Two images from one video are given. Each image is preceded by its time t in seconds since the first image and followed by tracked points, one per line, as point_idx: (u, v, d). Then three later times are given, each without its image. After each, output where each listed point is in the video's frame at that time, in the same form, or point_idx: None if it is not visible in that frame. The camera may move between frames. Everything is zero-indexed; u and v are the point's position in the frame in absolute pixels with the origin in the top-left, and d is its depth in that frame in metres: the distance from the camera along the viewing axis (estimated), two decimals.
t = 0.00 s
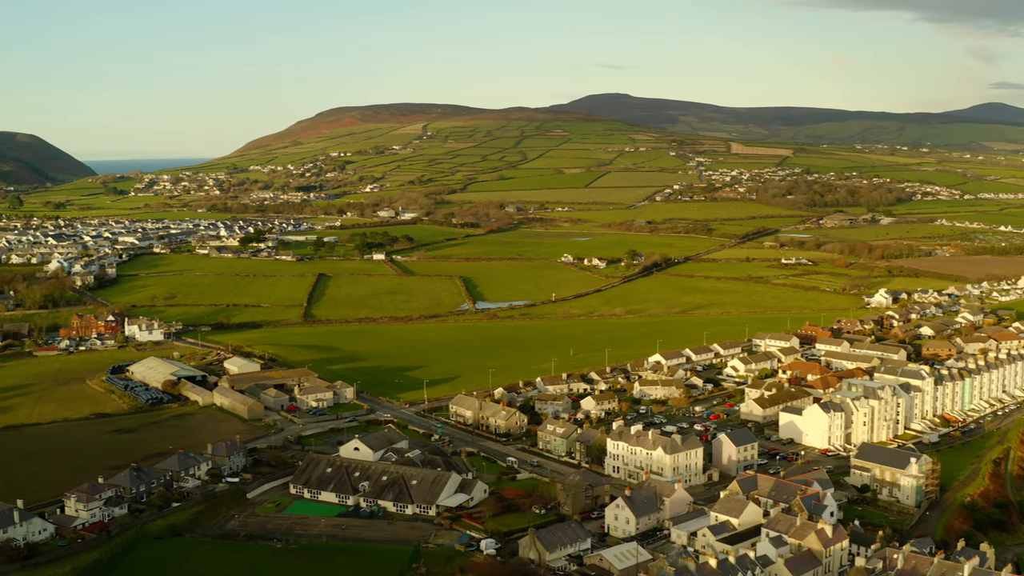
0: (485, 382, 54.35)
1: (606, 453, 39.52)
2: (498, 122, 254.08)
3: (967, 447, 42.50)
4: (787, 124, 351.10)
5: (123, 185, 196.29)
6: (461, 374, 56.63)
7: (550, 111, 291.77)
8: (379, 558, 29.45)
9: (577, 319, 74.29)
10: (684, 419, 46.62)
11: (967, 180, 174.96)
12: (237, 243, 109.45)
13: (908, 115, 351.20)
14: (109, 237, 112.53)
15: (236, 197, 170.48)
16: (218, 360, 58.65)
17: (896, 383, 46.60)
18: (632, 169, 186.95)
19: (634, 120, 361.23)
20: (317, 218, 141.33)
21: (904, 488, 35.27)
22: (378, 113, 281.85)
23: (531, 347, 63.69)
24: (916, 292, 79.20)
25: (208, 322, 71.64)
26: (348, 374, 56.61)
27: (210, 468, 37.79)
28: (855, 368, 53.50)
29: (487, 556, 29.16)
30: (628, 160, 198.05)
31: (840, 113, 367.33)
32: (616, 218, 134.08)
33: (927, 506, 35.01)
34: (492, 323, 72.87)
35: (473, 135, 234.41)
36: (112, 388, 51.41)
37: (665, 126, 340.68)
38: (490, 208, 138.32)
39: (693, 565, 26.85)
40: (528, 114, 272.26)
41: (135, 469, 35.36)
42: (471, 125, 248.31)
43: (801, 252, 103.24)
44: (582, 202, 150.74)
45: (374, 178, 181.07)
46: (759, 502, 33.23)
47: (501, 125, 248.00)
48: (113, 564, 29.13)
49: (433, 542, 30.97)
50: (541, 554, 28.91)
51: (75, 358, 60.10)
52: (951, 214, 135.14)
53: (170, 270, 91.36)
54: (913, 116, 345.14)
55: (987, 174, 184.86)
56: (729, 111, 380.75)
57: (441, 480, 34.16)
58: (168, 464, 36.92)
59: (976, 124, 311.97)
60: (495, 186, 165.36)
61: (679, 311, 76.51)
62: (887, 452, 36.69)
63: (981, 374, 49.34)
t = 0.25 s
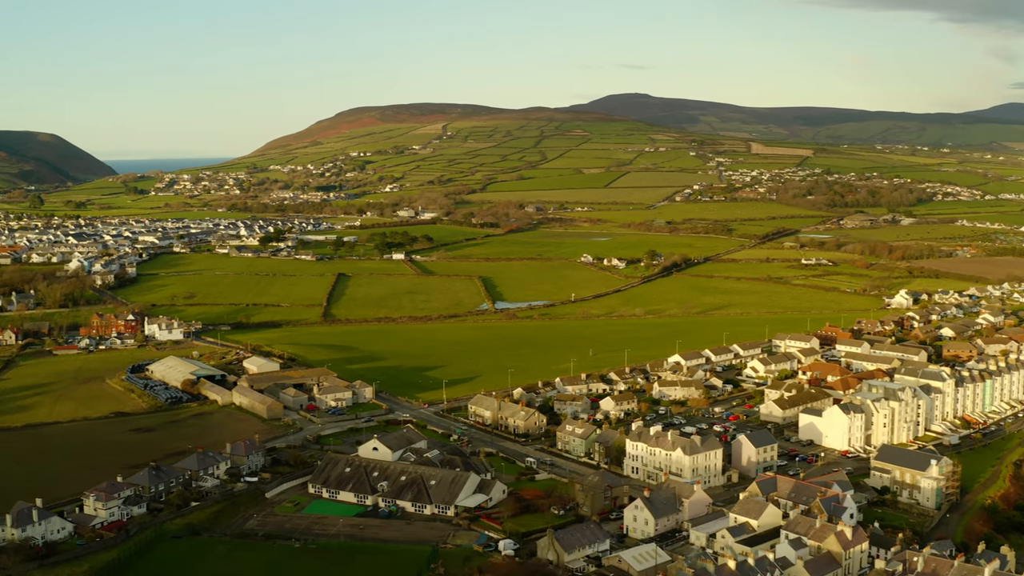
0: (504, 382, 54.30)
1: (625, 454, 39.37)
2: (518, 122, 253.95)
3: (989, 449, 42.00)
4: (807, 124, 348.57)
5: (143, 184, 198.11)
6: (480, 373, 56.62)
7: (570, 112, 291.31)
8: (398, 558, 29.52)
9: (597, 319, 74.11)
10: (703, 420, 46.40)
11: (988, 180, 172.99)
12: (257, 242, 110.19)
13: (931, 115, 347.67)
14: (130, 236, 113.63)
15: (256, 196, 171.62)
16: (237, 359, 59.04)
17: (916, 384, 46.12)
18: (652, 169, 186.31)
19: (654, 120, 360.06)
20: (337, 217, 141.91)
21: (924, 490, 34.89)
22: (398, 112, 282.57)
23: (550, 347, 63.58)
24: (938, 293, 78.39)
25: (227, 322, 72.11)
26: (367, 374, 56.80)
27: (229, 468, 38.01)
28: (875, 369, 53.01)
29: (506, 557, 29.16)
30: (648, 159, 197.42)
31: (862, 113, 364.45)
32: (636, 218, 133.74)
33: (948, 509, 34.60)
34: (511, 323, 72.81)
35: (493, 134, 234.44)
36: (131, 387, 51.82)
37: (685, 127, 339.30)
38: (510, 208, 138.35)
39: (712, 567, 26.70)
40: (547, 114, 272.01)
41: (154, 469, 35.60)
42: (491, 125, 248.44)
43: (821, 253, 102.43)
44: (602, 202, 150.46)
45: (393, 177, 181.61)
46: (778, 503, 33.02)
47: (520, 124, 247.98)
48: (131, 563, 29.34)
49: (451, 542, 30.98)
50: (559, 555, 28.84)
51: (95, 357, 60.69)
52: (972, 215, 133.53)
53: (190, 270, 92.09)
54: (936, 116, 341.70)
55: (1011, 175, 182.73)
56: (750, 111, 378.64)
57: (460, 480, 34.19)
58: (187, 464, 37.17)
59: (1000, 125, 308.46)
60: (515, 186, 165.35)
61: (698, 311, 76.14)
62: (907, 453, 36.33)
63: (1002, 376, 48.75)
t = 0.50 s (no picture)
0: (523, 382, 54.26)
1: (644, 455, 39.20)
2: (537, 122, 253.80)
3: (1012, 452, 41.47)
4: (827, 124, 345.73)
5: (164, 183, 199.72)
6: (500, 374, 56.62)
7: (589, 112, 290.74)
8: (416, 559, 29.54)
9: (617, 319, 73.88)
10: (723, 421, 46.14)
11: (1010, 181, 170.70)
12: (277, 242, 110.80)
13: (954, 115, 344.11)
14: (150, 235, 114.61)
15: (276, 196, 172.64)
16: (257, 359, 59.36)
17: (937, 386, 45.66)
18: (672, 169, 185.60)
19: (674, 120, 358.76)
20: (357, 217, 142.51)
21: (945, 493, 34.49)
22: (417, 112, 283.29)
23: (570, 348, 63.45)
24: (960, 294, 77.53)
25: (247, 321, 72.53)
26: (386, 374, 56.93)
27: (249, 467, 38.23)
28: (896, 371, 52.52)
29: (525, 558, 29.10)
30: (668, 160, 196.70)
31: (884, 113, 361.38)
32: (656, 219, 133.30)
33: (969, 511, 34.18)
34: (531, 323, 72.75)
35: (512, 134, 234.44)
36: (152, 386, 52.22)
37: (706, 127, 337.85)
38: (529, 208, 138.35)
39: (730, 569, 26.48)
40: (567, 114, 271.63)
41: (173, 468, 35.82)
42: (511, 125, 248.48)
43: (842, 253, 101.58)
44: (622, 202, 150.11)
45: (413, 177, 182.09)
46: (798, 505, 32.76)
47: (540, 124, 247.83)
48: (150, 562, 29.55)
49: (470, 543, 30.97)
50: (578, 556, 28.73)
51: (115, 356, 61.21)
52: (993, 216, 131.84)
53: (210, 269, 92.74)
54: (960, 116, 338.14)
55: None
56: (770, 111, 376.43)
57: (479, 481, 34.21)
58: (206, 463, 37.39)
59: None
60: (534, 186, 165.26)
61: (718, 312, 75.75)
62: (928, 455, 35.94)
63: None
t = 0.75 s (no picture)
0: (543, 382, 54.17)
1: (664, 456, 39.03)
2: (557, 121, 253.45)
3: None
4: (848, 125, 342.72)
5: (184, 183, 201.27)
6: (520, 374, 56.57)
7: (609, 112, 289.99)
8: (435, 559, 29.58)
9: (637, 320, 73.60)
10: (743, 422, 45.84)
11: None
12: (297, 241, 111.33)
13: (979, 115, 340.16)
14: (171, 235, 115.55)
15: (296, 196, 173.56)
16: (277, 358, 59.67)
17: (959, 388, 45.14)
18: (692, 169, 184.71)
19: (695, 119, 357.14)
20: (377, 217, 142.99)
21: (966, 495, 34.08)
22: (437, 112, 283.81)
23: (590, 348, 63.28)
24: (982, 295, 76.58)
25: (267, 321, 72.91)
26: (405, 373, 57.04)
27: (268, 467, 38.41)
28: (917, 372, 51.97)
29: (543, 559, 29.05)
30: (688, 160, 195.77)
31: (907, 113, 357.79)
32: (677, 219, 132.72)
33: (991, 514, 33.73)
34: (551, 323, 72.66)
35: (531, 134, 234.27)
36: (172, 385, 52.61)
37: (727, 127, 336.12)
38: (549, 208, 138.22)
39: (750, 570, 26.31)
40: (587, 113, 270.99)
41: (192, 467, 36.03)
42: (531, 125, 248.37)
43: (863, 254, 100.60)
44: (642, 202, 149.63)
45: (432, 177, 182.44)
46: (819, 507, 32.51)
47: (561, 124, 247.51)
48: (169, 562, 29.77)
49: (489, 543, 30.95)
50: (597, 557, 28.63)
51: (135, 355, 61.72)
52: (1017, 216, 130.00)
53: (230, 268, 93.33)
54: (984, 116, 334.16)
55: None
56: (791, 112, 373.94)
57: (498, 481, 34.21)
58: (226, 462, 37.59)
59: None
60: (553, 186, 165.06)
61: (739, 313, 75.29)
62: (948, 457, 35.51)
63: None
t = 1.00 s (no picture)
0: (563, 383, 54.10)
1: (684, 457, 38.82)
2: (577, 121, 253.07)
3: None
4: (870, 125, 339.74)
5: (205, 182, 202.74)
6: (540, 374, 56.53)
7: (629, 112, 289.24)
8: (454, 560, 29.58)
9: (658, 320, 73.35)
10: (763, 424, 45.52)
11: None
12: (317, 241, 111.85)
13: (1003, 116, 336.10)
14: (192, 234, 116.43)
15: (316, 195, 174.45)
16: (297, 357, 59.98)
17: (981, 390, 44.62)
18: (713, 169, 183.77)
19: (716, 119, 355.50)
20: (397, 216, 143.45)
21: (988, 497, 33.68)
22: (457, 112, 284.29)
23: (610, 349, 63.10)
24: (1005, 296, 75.60)
25: (287, 320, 73.31)
26: (425, 373, 57.16)
27: (288, 466, 38.62)
28: (939, 374, 51.40)
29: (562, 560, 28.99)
30: (709, 160, 194.78)
31: (931, 113, 354.05)
32: (698, 219, 132.11)
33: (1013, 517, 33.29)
34: (571, 324, 72.56)
35: (551, 134, 234.00)
36: (192, 385, 53.00)
37: (748, 127, 334.30)
38: (569, 208, 138.06)
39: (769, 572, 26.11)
40: (607, 113, 270.31)
41: (212, 467, 36.27)
42: (551, 125, 248.18)
43: (884, 255, 99.63)
44: (663, 202, 149.11)
45: (452, 177, 182.76)
46: (839, 509, 32.23)
47: (581, 124, 247.08)
48: (188, 561, 29.95)
49: (508, 544, 30.92)
50: (617, 558, 28.51)
51: (156, 354, 62.28)
52: None
53: (250, 268, 93.96)
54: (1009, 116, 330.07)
55: None
56: (812, 112, 371.35)
57: (517, 482, 34.19)
58: (246, 462, 37.81)
59: None
60: (573, 186, 164.86)
61: (760, 313, 74.81)
62: (970, 459, 35.10)
63: None
